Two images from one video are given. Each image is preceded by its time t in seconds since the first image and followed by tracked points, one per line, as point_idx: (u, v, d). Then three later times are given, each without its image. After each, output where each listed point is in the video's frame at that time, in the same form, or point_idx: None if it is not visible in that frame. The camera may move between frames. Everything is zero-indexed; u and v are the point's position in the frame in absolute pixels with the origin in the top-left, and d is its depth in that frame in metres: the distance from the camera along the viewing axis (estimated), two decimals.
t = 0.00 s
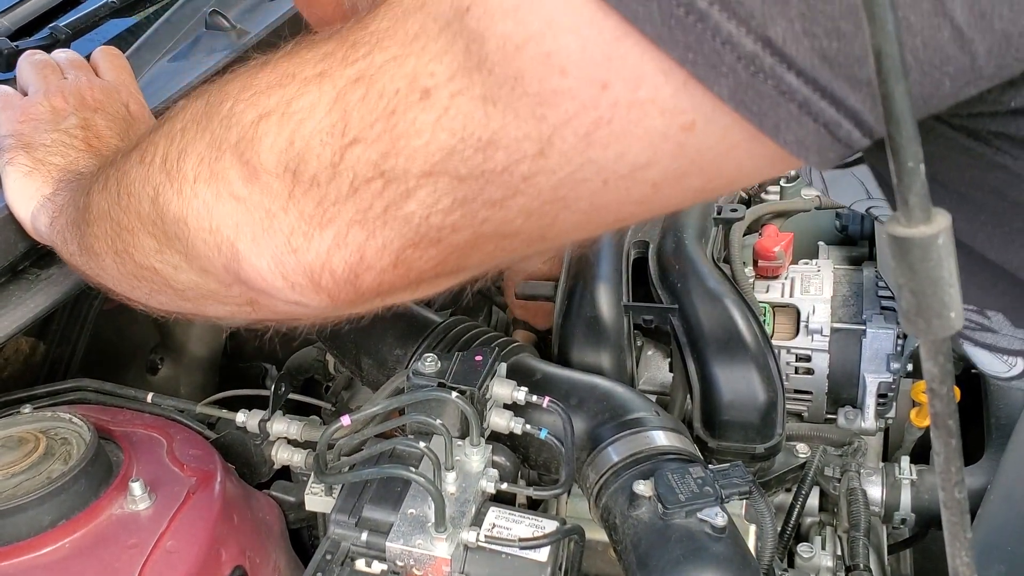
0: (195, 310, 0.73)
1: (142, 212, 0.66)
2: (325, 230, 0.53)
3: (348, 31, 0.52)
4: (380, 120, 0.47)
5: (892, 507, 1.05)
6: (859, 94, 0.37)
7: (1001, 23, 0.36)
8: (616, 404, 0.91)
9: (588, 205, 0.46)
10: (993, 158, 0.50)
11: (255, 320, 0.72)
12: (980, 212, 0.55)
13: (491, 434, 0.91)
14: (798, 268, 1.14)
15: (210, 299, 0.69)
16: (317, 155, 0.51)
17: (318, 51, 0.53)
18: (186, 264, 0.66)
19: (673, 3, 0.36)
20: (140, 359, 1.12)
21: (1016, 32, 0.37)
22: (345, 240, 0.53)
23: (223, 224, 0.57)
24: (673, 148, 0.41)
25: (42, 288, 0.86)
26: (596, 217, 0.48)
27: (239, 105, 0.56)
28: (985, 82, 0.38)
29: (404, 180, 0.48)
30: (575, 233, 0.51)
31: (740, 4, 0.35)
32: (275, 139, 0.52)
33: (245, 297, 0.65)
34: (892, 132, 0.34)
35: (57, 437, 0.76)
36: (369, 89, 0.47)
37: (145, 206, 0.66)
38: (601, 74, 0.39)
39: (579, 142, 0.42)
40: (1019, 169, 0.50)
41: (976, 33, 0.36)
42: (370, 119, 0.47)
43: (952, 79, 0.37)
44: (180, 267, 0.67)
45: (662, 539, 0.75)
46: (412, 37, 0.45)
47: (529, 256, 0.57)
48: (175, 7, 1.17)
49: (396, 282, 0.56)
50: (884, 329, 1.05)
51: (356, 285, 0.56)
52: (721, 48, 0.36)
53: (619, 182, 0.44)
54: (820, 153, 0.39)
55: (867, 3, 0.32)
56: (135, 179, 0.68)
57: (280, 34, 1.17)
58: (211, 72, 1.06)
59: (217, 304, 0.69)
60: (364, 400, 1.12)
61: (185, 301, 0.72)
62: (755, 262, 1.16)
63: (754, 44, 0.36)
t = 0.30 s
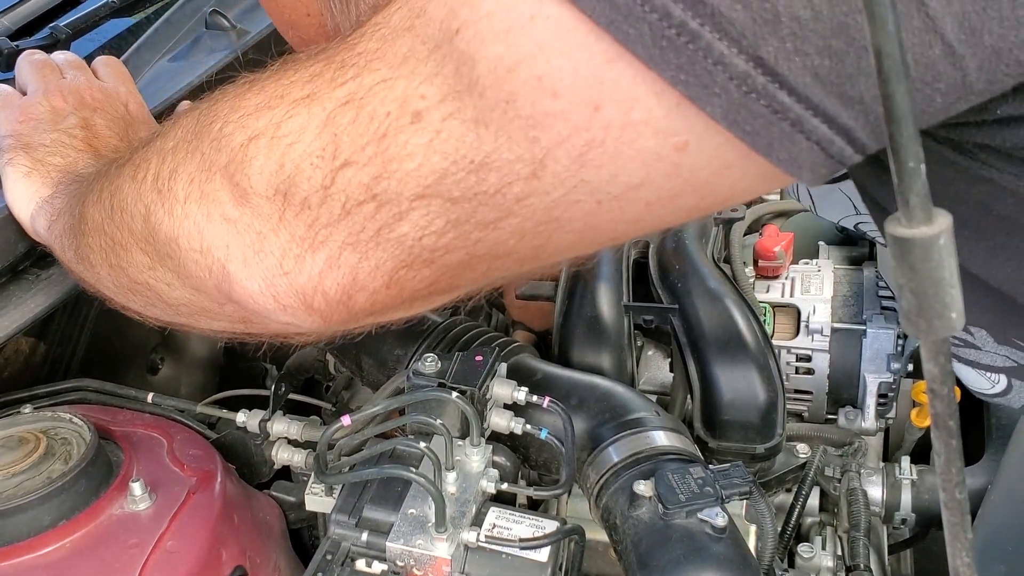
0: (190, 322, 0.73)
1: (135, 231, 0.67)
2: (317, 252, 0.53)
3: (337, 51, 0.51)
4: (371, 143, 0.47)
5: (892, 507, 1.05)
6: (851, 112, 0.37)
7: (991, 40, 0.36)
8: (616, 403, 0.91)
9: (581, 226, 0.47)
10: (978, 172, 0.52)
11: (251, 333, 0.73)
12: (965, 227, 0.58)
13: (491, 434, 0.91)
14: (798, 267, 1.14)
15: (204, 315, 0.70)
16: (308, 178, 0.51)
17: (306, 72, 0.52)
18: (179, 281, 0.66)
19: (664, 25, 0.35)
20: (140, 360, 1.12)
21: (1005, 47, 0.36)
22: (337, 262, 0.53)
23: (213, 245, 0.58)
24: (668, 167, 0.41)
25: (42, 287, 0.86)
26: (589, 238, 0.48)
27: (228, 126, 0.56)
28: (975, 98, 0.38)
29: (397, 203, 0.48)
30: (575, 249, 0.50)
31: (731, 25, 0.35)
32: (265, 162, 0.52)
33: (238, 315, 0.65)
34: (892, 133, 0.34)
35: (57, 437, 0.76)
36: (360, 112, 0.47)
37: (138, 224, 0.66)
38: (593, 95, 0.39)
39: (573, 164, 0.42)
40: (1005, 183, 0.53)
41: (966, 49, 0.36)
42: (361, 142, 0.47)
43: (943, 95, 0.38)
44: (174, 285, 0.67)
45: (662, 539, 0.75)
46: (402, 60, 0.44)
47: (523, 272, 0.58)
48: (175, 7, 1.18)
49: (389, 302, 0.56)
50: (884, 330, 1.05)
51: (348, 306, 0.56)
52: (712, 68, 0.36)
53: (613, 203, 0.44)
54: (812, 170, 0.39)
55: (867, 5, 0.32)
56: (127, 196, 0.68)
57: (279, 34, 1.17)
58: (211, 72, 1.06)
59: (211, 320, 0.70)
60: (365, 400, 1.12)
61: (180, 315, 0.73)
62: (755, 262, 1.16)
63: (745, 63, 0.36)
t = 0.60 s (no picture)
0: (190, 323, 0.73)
1: (138, 235, 0.67)
2: (321, 256, 0.53)
3: (339, 54, 0.51)
4: (374, 147, 0.46)
5: (893, 508, 1.05)
6: (853, 112, 0.37)
7: (991, 40, 0.36)
8: (616, 404, 0.91)
9: (583, 228, 0.46)
10: (976, 172, 0.53)
11: (254, 335, 0.73)
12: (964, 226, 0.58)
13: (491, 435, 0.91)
14: (799, 267, 1.13)
15: (207, 317, 0.70)
16: (310, 182, 0.51)
17: (308, 76, 0.52)
18: (182, 284, 0.66)
19: (665, 27, 0.35)
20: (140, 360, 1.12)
21: (1006, 48, 0.36)
22: (340, 266, 0.53)
23: (217, 248, 0.58)
24: (670, 169, 0.41)
25: (42, 287, 0.85)
26: (590, 240, 0.48)
27: (230, 130, 0.56)
28: (976, 98, 0.38)
29: (399, 206, 0.48)
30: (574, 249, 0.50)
31: (732, 27, 0.35)
32: (268, 166, 0.52)
33: (241, 318, 0.66)
34: (893, 133, 0.33)
35: (57, 437, 0.76)
36: (362, 115, 0.46)
37: (140, 227, 0.66)
38: (595, 98, 0.39)
39: (575, 165, 0.42)
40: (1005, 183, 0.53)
41: (967, 50, 0.36)
42: (364, 145, 0.47)
43: (943, 96, 0.37)
44: (177, 288, 0.67)
45: (663, 539, 0.75)
46: (404, 63, 0.44)
47: (526, 274, 0.58)
48: (175, 7, 1.17)
49: (392, 305, 0.56)
50: (885, 330, 1.05)
51: (351, 309, 0.56)
52: (714, 70, 0.36)
53: (615, 204, 0.44)
54: (813, 171, 0.38)
55: (866, 5, 0.32)
56: (128, 199, 0.68)
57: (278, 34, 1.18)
58: (211, 72, 1.06)
59: (215, 322, 0.70)
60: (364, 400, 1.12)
61: (182, 317, 0.73)
62: (755, 262, 1.15)
63: (747, 65, 0.35)
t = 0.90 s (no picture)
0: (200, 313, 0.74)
1: (147, 226, 0.67)
2: (332, 242, 0.53)
3: (353, 45, 0.51)
4: (384, 134, 0.47)
5: (893, 508, 1.05)
6: (856, 101, 0.37)
7: (995, 32, 0.36)
8: (616, 403, 0.91)
9: (591, 215, 0.46)
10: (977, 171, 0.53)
11: (263, 327, 0.72)
12: (964, 225, 0.58)
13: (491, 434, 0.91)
14: (798, 266, 1.14)
15: (219, 308, 0.70)
16: (322, 169, 0.51)
17: (321, 66, 0.53)
18: (192, 275, 0.66)
19: (670, 14, 0.35)
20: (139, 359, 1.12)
21: (1010, 39, 0.36)
22: (352, 253, 0.53)
23: (228, 237, 0.57)
24: (675, 156, 0.41)
25: (42, 288, 0.86)
26: (597, 227, 0.48)
27: (242, 119, 0.56)
28: (980, 89, 0.38)
29: (409, 192, 0.48)
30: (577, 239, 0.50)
31: (736, 15, 0.35)
32: (279, 153, 0.52)
33: (253, 308, 0.65)
34: (892, 131, 0.33)
35: (57, 437, 0.76)
36: (373, 103, 0.47)
37: (150, 219, 0.66)
38: (601, 84, 0.39)
39: (582, 153, 0.42)
40: (1004, 171, 0.53)
41: (970, 41, 0.36)
42: (375, 132, 0.47)
43: (948, 87, 0.37)
44: (187, 279, 0.67)
45: (663, 538, 0.75)
46: (414, 51, 0.44)
47: (535, 262, 0.57)
48: (175, 7, 1.17)
49: (403, 294, 0.56)
50: (885, 330, 1.05)
51: (363, 294, 0.54)
52: (717, 57, 0.36)
53: (622, 191, 0.44)
54: (816, 160, 0.38)
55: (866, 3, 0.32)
56: (138, 192, 0.68)
57: (278, 34, 1.17)
58: (210, 72, 1.06)
59: (224, 313, 0.69)
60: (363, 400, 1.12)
61: (192, 309, 0.73)
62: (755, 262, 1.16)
63: (750, 53, 0.35)
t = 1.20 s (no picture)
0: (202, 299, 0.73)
1: (153, 210, 0.66)
2: (340, 221, 0.53)
3: (362, 21, 0.51)
4: (391, 110, 0.46)
5: (894, 509, 1.05)
6: (861, 81, 0.37)
7: (1003, 13, 0.36)
8: (617, 404, 0.91)
9: (597, 190, 0.46)
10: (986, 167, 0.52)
11: (267, 311, 0.72)
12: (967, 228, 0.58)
13: (492, 435, 0.91)
14: (800, 267, 1.14)
15: (225, 291, 0.69)
16: (330, 146, 0.50)
17: (330, 43, 0.52)
18: (200, 257, 0.65)
19: None
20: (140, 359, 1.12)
21: (1018, 20, 0.36)
22: (361, 229, 0.53)
23: (237, 216, 0.57)
24: (680, 133, 0.41)
25: (41, 289, 0.85)
26: (604, 204, 0.47)
27: (249, 98, 0.56)
28: (988, 70, 0.38)
29: (416, 168, 0.48)
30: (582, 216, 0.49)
31: None
32: (287, 131, 0.52)
33: (261, 288, 0.65)
34: (898, 133, 0.33)
35: (57, 438, 0.76)
36: (381, 79, 0.47)
37: (157, 202, 0.65)
38: (608, 58, 0.39)
39: (588, 128, 0.42)
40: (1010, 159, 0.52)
41: (978, 22, 0.36)
42: (382, 108, 0.47)
43: (954, 68, 0.37)
44: (194, 262, 0.67)
45: (664, 540, 0.75)
46: (423, 26, 0.45)
47: (540, 241, 0.57)
48: (175, 6, 1.17)
49: (411, 271, 0.56)
50: (886, 330, 1.05)
51: (372, 273, 0.56)
52: (723, 32, 0.36)
53: (628, 167, 0.44)
54: (821, 138, 0.39)
55: (873, 3, 0.32)
56: (143, 176, 0.67)
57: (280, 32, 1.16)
58: (210, 72, 1.05)
59: (231, 296, 0.69)
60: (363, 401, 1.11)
61: (198, 295, 0.72)
62: (756, 262, 1.16)
63: (756, 29, 0.36)
